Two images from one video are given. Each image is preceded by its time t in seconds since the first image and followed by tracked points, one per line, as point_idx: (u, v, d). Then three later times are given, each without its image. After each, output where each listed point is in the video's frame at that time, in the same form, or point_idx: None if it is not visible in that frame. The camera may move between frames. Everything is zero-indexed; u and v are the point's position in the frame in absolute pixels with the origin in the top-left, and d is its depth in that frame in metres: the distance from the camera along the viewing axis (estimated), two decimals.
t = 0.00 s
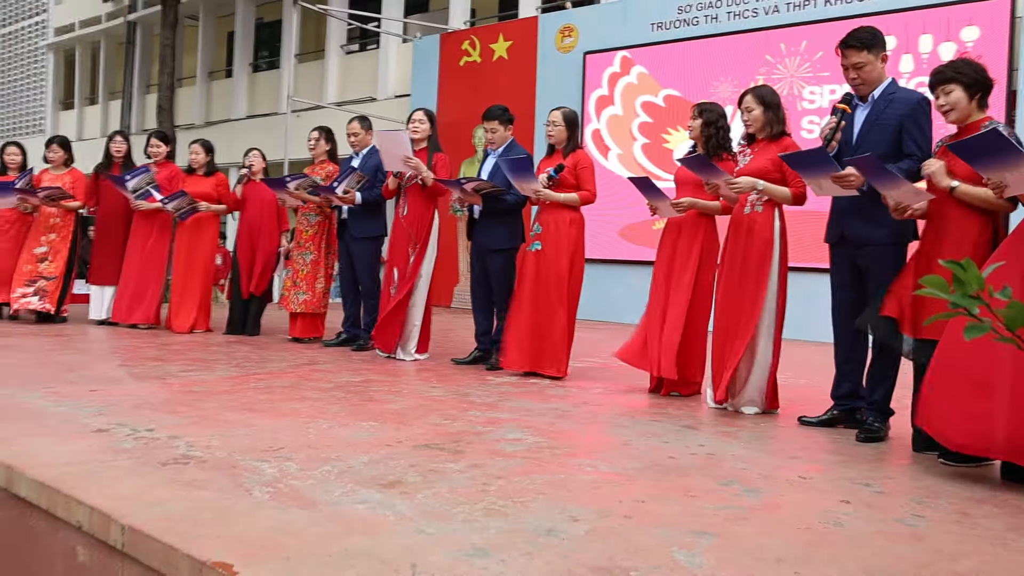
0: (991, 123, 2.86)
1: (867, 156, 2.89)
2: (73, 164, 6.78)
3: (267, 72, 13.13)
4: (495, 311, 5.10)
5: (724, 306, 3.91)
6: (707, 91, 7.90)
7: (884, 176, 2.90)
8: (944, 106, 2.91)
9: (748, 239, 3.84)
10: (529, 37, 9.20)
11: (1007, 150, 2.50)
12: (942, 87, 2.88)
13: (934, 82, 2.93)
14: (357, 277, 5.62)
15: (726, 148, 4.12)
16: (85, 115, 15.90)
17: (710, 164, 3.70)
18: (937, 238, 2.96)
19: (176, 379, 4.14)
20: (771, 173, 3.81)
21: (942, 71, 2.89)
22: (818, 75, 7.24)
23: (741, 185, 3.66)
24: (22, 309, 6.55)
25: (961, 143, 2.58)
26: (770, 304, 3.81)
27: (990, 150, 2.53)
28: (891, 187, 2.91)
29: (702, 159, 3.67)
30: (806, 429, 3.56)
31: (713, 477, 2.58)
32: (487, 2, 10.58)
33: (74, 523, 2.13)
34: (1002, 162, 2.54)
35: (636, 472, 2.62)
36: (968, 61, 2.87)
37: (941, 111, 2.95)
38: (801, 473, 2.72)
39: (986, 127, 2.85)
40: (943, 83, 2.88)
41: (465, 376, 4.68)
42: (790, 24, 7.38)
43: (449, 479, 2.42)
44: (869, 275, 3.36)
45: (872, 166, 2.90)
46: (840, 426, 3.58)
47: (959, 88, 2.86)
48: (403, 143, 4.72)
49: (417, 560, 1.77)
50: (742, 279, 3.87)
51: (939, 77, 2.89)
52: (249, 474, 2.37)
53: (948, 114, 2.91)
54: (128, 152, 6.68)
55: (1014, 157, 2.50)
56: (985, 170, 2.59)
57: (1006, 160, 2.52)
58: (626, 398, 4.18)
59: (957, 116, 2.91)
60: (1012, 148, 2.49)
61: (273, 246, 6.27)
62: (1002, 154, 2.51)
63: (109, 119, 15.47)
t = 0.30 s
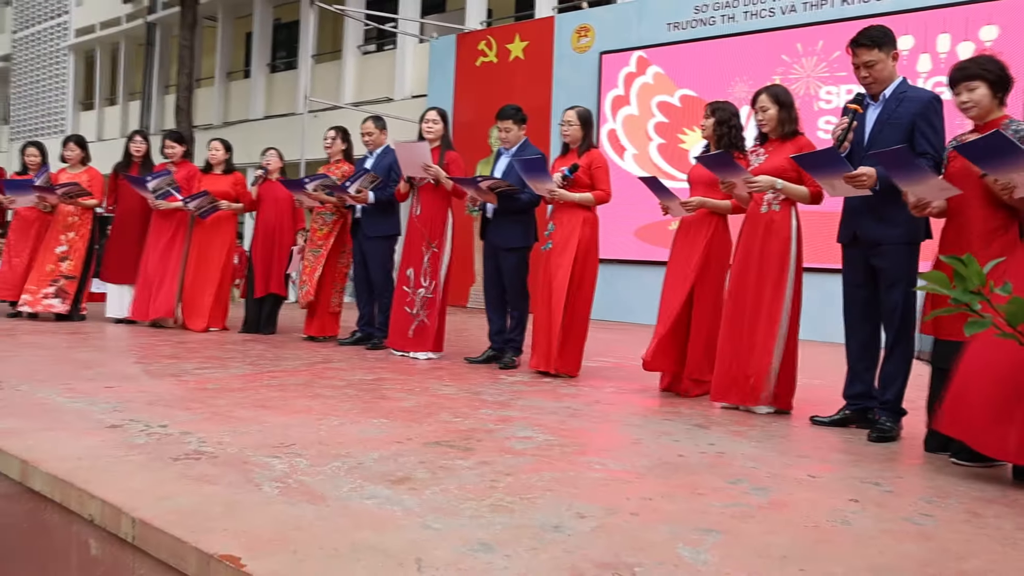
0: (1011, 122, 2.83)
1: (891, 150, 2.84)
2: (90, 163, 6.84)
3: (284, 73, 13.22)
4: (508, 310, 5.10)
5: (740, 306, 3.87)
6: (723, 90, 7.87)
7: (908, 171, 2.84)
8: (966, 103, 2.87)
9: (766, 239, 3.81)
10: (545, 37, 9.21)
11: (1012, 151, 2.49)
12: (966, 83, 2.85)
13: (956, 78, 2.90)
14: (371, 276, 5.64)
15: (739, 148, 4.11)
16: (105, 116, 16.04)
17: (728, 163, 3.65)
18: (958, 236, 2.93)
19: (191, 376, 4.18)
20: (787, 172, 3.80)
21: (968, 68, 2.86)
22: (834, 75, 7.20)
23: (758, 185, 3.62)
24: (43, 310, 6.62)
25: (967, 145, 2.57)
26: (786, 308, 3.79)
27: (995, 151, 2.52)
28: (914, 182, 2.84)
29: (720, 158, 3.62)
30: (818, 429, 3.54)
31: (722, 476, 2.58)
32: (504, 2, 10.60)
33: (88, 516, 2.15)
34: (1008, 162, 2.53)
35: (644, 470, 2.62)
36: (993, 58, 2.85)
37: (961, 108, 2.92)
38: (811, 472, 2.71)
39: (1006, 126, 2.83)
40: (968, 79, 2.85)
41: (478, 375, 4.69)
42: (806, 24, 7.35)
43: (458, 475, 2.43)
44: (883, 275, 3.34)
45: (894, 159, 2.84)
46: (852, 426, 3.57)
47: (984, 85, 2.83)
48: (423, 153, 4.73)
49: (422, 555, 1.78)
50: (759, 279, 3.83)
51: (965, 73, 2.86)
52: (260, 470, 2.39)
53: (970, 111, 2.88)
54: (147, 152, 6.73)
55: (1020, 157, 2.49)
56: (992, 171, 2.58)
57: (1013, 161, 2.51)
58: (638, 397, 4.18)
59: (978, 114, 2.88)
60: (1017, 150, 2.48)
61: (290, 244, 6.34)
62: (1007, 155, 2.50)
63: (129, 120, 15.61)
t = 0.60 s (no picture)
0: None
1: (916, 145, 2.77)
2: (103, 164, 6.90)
3: (296, 74, 13.26)
4: (517, 310, 5.10)
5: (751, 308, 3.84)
6: (735, 92, 7.85)
7: (923, 170, 2.82)
8: (983, 103, 2.85)
9: (776, 241, 3.79)
10: (556, 39, 9.21)
11: None
12: (985, 82, 2.82)
13: (972, 77, 2.87)
14: (381, 276, 5.65)
15: (750, 149, 4.10)
16: (119, 117, 16.13)
17: (742, 164, 3.62)
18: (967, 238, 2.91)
19: (201, 375, 4.20)
20: (800, 172, 3.79)
21: (985, 67, 2.83)
22: (847, 76, 7.17)
23: (770, 185, 3.60)
24: (68, 313, 6.72)
25: (990, 140, 2.55)
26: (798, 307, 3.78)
27: (1018, 147, 2.51)
28: (931, 180, 2.81)
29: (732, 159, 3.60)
30: (828, 430, 3.53)
31: (731, 477, 2.57)
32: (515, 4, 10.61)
33: (97, 513, 2.16)
34: None
35: (653, 471, 2.62)
36: (1011, 57, 2.83)
37: (978, 107, 2.89)
38: (821, 473, 2.70)
39: None
40: (987, 78, 2.82)
41: (487, 375, 4.69)
42: (818, 25, 7.33)
43: (466, 475, 2.43)
44: (889, 275, 3.32)
45: (910, 156, 2.81)
46: (862, 428, 3.55)
47: (1002, 85, 2.82)
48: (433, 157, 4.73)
49: (427, 553, 1.79)
50: (770, 279, 3.80)
51: (982, 72, 2.83)
52: (268, 468, 2.39)
53: (987, 111, 2.86)
54: (160, 153, 6.77)
55: None
56: (1013, 167, 2.56)
57: None
58: (648, 398, 4.17)
59: (996, 114, 2.86)
60: None
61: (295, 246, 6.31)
62: None
63: (142, 121, 15.69)
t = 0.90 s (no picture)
0: None
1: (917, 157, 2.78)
2: (113, 164, 6.94)
3: (303, 76, 13.29)
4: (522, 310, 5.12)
5: (748, 309, 3.83)
6: (740, 93, 7.86)
7: (926, 180, 2.83)
8: (982, 115, 2.85)
9: (778, 241, 3.79)
10: (562, 41, 9.22)
11: None
12: (981, 96, 2.82)
13: (968, 90, 2.87)
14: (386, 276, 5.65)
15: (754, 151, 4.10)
16: (128, 118, 16.18)
17: (745, 165, 3.63)
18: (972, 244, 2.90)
19: (207, 374, 4.21)
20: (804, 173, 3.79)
21: (978, 81, 2.83)
22: (852, 77, 7.15)
23: (775, 186, 3.59)
24: (77, 309, 6.75)
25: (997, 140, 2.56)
26: (799, 309, 3.79)
27: None
28: (936, 188, 2.81)
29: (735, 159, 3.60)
30: (831, 430, 3.53)
31: (735, 476, 2.58)
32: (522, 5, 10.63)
33: (103, 509, 2.18)
34: None
35: (656, 470, 2.62)
36: (1004, 66, 2.82)
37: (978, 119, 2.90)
38: (824, 472, 2.70)
39: None
40: (982, 92, 2.82)
41: (492, 375, 4.70)
42: (824, 27, 7.32)
43: (469, 473, 2.44)
44: (890, 275, 3.32)
45: (914, 168, 2.81)
46: (865, 428, 3.54)
47: (999, 97, 2.81)
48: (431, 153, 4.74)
49: (431, 549, 1.80)
50: (771, 281, 3.80)
51: (976, 86, 2.83)
52: (273, 466, 2.41)
53: (988, 123, 2.86)
54: (168, 154, 6.79)
55: None
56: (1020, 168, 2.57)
57: None
58: (652, 398, 4.17)
59: (997, 123, 2.86)
60: None
61: (300, 247, 6.34)
62: None
63: (150, 122, 15.73)
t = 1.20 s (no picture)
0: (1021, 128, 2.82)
1: (906, 162, 2.77)
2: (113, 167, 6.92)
3: (301, 79, 13.29)
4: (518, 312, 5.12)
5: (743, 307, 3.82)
6: (736, 97, 7.87)
7: (917, 184, 2.82)
8: (975, 111, 2.86)
9: (773, 241, 3.80)
10: (558, 44, 9.24)
11: None
12: (974, 91, 2.83)
13: (963, 84, 2.87)
14: (382, 279, 5.67)
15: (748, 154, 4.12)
16: (126, 121, 16.16)
17: (737, 168, 3.65)
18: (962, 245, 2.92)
19: (203, 376, 4.21)
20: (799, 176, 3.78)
21: (974, 76, 2.83)
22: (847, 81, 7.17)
23: (769, 189, 3.59)
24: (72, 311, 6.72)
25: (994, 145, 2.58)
26: (798, 309, 3.81)
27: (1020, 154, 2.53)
28: (924, 192, 2.82)
29: (729, 162, 3.61)
30: (826, 432, 3.53)
31: (729, 477, 2.58)
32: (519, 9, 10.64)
33: (97, 511, 2.18)
34: None
35: (651, 471, 2.62)
36: (1000, 65, 2.83)
37: (970, 115, 2.91)
38: (818, 474, 2.71)
39: (1016, 133, 2.82)
40: (976, 87, 2.83)
41: (488, 377, 4.70)
42: (819, 31, 7.34)
43: (464, 474, 2.44)
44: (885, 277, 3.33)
45: (903, 173, 2.81)
46: (861, 430, 3.55)
47: (992, 94, 2.82)
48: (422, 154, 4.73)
49: (425, 550, 1.80)
50: (766, 280, 3.80)
51: (971, 80, 2.84)
52: (268, 467, 2.41)
53: (978, 119, 2.87)
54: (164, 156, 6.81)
55: None
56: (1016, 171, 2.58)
57: None
58: (647, 399, 4.18)
59: (987, 121, 2.87)
60: None
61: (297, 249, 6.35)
62: None
63: (149, 125, 15.72)
